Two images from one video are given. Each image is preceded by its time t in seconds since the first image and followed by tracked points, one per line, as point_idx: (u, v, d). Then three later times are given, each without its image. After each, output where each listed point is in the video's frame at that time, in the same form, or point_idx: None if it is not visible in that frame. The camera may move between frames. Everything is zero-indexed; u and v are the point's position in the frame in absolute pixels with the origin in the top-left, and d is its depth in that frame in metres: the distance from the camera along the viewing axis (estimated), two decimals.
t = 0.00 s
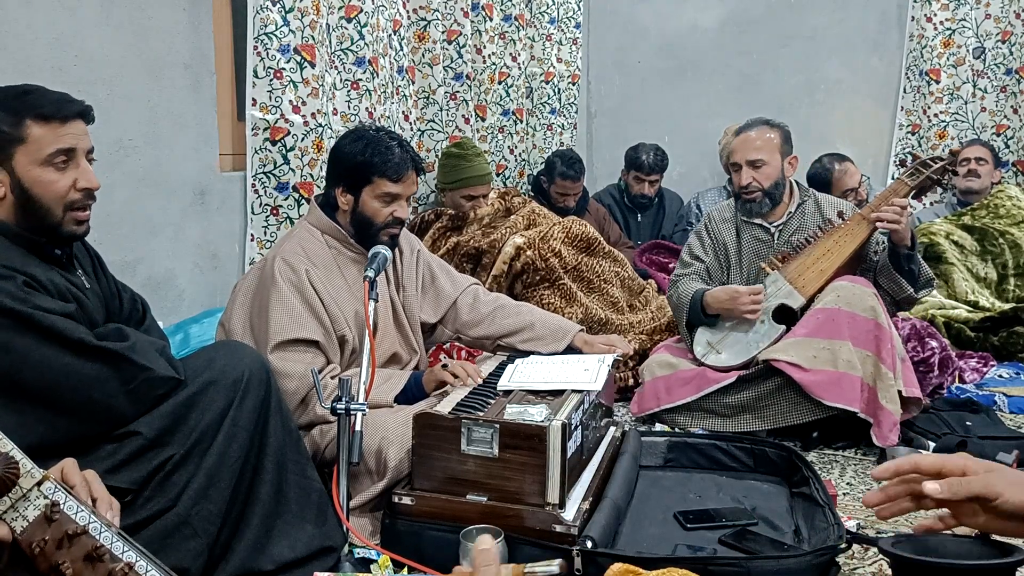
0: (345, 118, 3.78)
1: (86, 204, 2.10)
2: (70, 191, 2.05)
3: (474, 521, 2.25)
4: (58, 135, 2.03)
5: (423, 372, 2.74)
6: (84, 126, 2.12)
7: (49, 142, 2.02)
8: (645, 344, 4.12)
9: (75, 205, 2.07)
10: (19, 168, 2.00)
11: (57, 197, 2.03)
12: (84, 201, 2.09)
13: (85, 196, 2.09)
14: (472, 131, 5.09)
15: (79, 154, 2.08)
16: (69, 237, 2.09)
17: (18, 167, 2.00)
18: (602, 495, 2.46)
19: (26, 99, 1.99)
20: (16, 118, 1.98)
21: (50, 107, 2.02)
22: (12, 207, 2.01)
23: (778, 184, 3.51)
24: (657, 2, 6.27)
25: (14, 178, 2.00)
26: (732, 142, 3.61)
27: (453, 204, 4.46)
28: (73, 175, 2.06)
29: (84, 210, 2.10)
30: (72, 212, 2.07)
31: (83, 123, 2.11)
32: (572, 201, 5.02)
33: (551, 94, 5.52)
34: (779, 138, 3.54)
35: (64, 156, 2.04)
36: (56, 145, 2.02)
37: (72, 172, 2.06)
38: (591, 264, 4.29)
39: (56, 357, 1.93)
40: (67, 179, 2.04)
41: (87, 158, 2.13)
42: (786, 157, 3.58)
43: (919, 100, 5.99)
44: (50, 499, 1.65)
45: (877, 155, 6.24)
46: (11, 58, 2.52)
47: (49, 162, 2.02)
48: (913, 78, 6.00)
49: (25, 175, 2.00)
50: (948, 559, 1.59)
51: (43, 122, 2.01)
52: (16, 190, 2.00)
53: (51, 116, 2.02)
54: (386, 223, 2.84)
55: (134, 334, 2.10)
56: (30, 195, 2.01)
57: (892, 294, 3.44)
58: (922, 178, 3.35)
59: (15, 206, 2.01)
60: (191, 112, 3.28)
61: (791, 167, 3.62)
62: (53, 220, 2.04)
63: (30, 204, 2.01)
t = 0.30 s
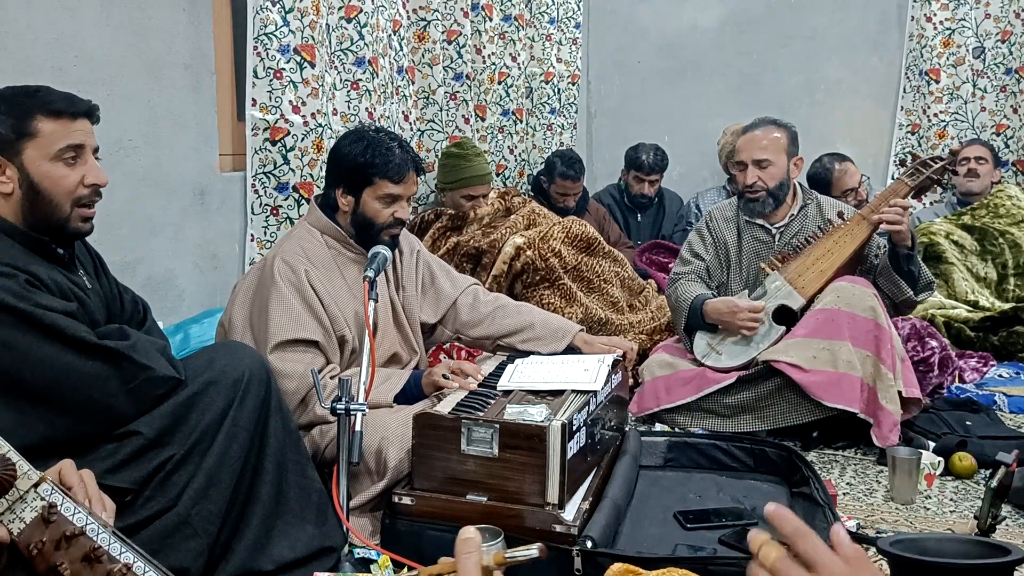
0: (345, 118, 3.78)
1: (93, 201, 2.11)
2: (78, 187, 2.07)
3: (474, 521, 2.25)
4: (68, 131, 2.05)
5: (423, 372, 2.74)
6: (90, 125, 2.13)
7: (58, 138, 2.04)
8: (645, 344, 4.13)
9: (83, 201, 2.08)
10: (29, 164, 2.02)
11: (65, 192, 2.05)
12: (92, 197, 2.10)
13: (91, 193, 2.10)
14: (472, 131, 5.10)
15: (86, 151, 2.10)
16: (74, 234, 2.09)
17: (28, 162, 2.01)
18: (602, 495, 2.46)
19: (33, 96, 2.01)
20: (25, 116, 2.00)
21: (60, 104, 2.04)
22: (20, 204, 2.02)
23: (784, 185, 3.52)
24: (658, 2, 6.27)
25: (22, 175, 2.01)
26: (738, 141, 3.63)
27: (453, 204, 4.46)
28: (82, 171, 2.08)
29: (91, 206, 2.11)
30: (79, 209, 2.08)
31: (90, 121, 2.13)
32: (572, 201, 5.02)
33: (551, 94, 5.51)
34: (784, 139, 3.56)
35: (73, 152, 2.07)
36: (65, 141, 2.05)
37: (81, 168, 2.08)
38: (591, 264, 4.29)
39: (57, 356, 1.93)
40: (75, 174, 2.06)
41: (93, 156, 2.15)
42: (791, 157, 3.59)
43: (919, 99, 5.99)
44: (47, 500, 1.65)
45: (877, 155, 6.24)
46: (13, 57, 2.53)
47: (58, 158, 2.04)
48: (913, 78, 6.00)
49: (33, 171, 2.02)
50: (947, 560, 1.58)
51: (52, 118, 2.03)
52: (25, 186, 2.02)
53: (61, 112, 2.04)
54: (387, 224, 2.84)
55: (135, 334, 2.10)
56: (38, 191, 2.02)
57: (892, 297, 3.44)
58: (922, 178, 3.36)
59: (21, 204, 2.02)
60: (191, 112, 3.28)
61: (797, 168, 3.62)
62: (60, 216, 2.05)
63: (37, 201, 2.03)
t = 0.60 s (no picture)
0: (345, 118, 3.78)
1: (94, 199, 2.11)
2: (80, 185, 2.06)
3: (474, 521, 2.25)
4: (70, 128, 2.05)
5: (423, 372, 2.73)
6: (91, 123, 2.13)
7: (61, 135, 2.04)
8: (645, 344, 4.13)
9: (84, 199, 2.08)
10: (30, 162, 2.01)
11: (67, 189, 2.04)
12: (93, 194, 2.10)
13: (92, 191, 2.10)
14: (472, 131, 5.10)
15: (88, 149, 2.10)
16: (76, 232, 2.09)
17: (30, 159, 2.01)
18: (602, 495, 2.46)
19: (35, 93, 2.01)
20: (28, 113, 2.00)
21: (63, 101, 2.05)
22: (22, 202, 2.02)
23: (799, 188, 3.50)
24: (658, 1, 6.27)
25: (22, 173, 2.01)
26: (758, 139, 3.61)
27: (453, 204, 4.47)
28: (83, 169, 2.08)
29: (92, 204, 2.11)
30: (82, 205, 2.08)
31: (91, 119, 2.12)
32: (572, 201, 5.02)
33: (551, 94, 5.48)
34: (805, 139, 3.54)
35: (75, 150, 2.07)
36: (68, 139, 2.04)
37: (83, 166, 2.08)
38: (591, 264, 4.29)
39: (57, 355, 1.93)
40: (77, 172, 2.06)
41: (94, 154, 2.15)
42: (809, 160, 3.57)
43: (919, 100, 5.99)
44: (45, 502, 1.65)
45: (877, 155, 6.25)
46: (13, 56, 2.53)
47: (60, 155, 2.04)
48: (913, 78, 6.00)
49: (34, 168, 2.01)
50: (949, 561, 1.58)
51: (55, 115, 2.03)
52: (27, 184, 2.01)
53: (63, 110, 2.04)
54: (387, 224, 2.84)
55: (135, 333, 2.10)
56: (41, 188, 2.02)
57: (892, 301, 3.43)
58: (924, 179, 3.35)
59: (24, 202, 2.02)
60: (191, 111, 3.28)
61: (814, 172, 3.60)
62: (62, 213, 2.05)
63: (40, 199, 2.02)
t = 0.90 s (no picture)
0: (345, 118, 3.78)
1: (93, 199, 2.11)
2: (78, 185, 2.06)
3: (474, 521, 2.25)
4: (68, 128, 2.05)
5: (424, 372, 2.73)
6: (89, 123, 2.13)
7: (59, 135, 2.03)
8: (645, 344, 4.13)
9: (82, 199, 2.08)
10: (28, 162, 2.01)
11: (65, 189, 2.04)
12: (91, 194, 2.10)
13: (91, 191, 2.10)
14: (472, 131, 5.11)
15: (86, 149, 2.09)
16: (75, 232, 2.09)
17: (28, 159, 2.01)
18: (602, 495, 2.46)
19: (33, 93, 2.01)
20: (26, 113, 2.00)
21: (62, 101, 2.05)
22: (21, 203, 2.01)
23: (808, 189, 3.51)
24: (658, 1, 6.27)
25: (20, 174, 2.01)
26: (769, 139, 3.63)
27: (453, 204, 4.47)
28: (82, 169, 2.08)
29: (91, 204, 2.10)
30: (79, 206, 2.07)
31: (89, 119, 2.12)
32: (572, 201, 5.02)
33: (551, 94, 5.47)
34: (816, 140, 3.54)
35: (73, 150, 2.06)
36: (66, 138, 2.04)
37: (81, 166, 2.08)
38: (591, 264, 4.29)
39: (57, 356, 1.94)
40: (75, 172, 2.06)
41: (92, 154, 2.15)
42: (820, 162, 3.57)
43: (919, 100, 5.99)
44: (45, 502, 1.65)
45: (877, 155, 6.25)
46: (13, 56, 2.53)
47: (58, 155, 2.04)
48: (913, 78, 6.00)
49: (32, 167, 2.01)
50: (949, 561, 1.58)
51: (53, 115, 2.03)
52: (25, 184, 2.01)
53: (61, 109, 2.04)
54: (388, 225, 2.84)
55: (135, 334, 2.10)
56: (39, 187, 2.02)
57: (892, 303, 3.43)
58: (925, 180, 3.34)
59: (22, 202, 2.02)
60: (191, 111, 3.28)
61: (825, 174, 3.61)
62: (60, 214, 2.05)
63: (38, 199, 2.02)
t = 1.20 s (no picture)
0: (345, 118, 3.78)
1: (88, 199, 2.11)
2: (72, 186, 2.06)
3: (474, 521, 2.25)
4: (61, 129, 2.05)
5: (423, 372, 2.73)
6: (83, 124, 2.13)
7: (52, 136, 2.04)
8: (645, 344, 4.13)
9: (76, 200, 2.08)
10: (21, 164, 2.01)
11: (59, 190, 2.04)
12: (86, 195, 2.10)
13: (85, 191, 2.10)
14: (472, 131, 5.12)
15: (79, 149, 2.09)
16: (70, 232, 2.09)
17: (20, 161, 2.01)
18: (602, 495, 2.46)
19: (26, 95, 2.01)
20: (19, 115, 2.00)
21: (54, 102, 2.04)
22: (15, 204, 2.02)
23: (804, 188, 3.51)
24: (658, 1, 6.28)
25: (14, 175, 2.01)
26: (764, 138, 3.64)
27: (453, 203, 4.47)
28: (75, 170, 2.08)
29: (86, 204, 2.11)
30: (74, 206, 2.08)
31: (83, 120, 2.12)
32: (572, 201, 5.01)
33: (551, 94, 5.47)
34: (811, 140, 3.56)
35: (66, 151, 2.06)
36: (59, 139, 2.04)
37: (74, 167, 2.08)
38: (591, 264, 4.29)
39: (55, 358, 1.94)
40: (69, 173, 2.06)
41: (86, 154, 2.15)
42: (816, 161, 3.58)
43: (919, 100, 5.99)
44: (46, 501, 1.65)
45: (877, 155, 6.25)
46: (11, 56, 2.53)
47: (51, 157, 2.04)
48: (913, 78, 6.00)
49: (25, 170, 2.01)
50: (949, 561, 1.58)
51: (45, 116, 2.03)
52: (18, 185, 2.01)
53: (54, 110, 2.04)
54: (388, 225, 2.84)
55: (134, 334, 2.10)
56: (33, 189, 2.02)
57: (891, 302, 3.42)
58: (924, 179, 3.35)
59: (16, 204, 2.02)
60: (191, 111, 3.28)
61: (821, 173, 3.62)
62: (55, 216, 2.05)
63: (33, 200, 2.02)
